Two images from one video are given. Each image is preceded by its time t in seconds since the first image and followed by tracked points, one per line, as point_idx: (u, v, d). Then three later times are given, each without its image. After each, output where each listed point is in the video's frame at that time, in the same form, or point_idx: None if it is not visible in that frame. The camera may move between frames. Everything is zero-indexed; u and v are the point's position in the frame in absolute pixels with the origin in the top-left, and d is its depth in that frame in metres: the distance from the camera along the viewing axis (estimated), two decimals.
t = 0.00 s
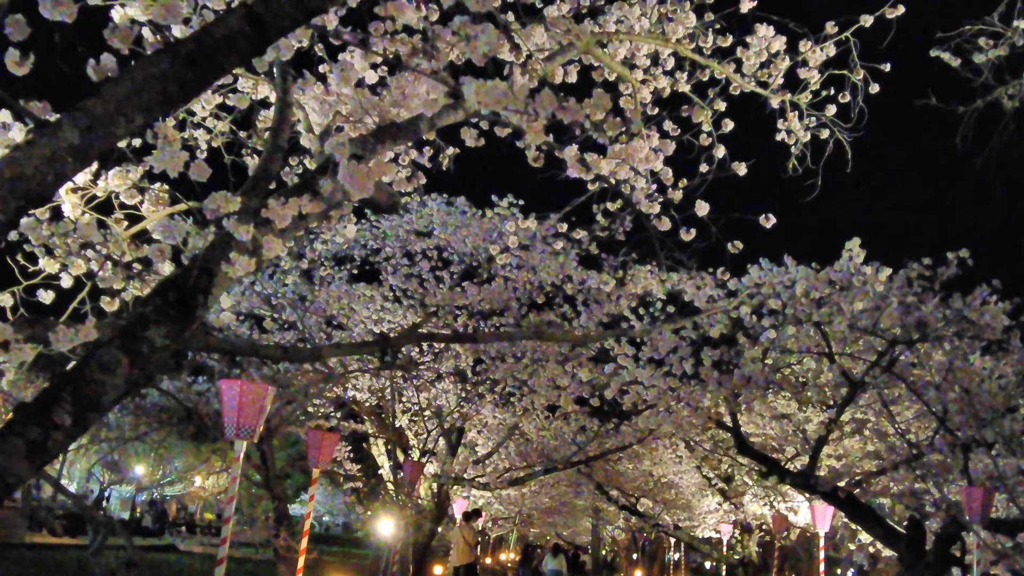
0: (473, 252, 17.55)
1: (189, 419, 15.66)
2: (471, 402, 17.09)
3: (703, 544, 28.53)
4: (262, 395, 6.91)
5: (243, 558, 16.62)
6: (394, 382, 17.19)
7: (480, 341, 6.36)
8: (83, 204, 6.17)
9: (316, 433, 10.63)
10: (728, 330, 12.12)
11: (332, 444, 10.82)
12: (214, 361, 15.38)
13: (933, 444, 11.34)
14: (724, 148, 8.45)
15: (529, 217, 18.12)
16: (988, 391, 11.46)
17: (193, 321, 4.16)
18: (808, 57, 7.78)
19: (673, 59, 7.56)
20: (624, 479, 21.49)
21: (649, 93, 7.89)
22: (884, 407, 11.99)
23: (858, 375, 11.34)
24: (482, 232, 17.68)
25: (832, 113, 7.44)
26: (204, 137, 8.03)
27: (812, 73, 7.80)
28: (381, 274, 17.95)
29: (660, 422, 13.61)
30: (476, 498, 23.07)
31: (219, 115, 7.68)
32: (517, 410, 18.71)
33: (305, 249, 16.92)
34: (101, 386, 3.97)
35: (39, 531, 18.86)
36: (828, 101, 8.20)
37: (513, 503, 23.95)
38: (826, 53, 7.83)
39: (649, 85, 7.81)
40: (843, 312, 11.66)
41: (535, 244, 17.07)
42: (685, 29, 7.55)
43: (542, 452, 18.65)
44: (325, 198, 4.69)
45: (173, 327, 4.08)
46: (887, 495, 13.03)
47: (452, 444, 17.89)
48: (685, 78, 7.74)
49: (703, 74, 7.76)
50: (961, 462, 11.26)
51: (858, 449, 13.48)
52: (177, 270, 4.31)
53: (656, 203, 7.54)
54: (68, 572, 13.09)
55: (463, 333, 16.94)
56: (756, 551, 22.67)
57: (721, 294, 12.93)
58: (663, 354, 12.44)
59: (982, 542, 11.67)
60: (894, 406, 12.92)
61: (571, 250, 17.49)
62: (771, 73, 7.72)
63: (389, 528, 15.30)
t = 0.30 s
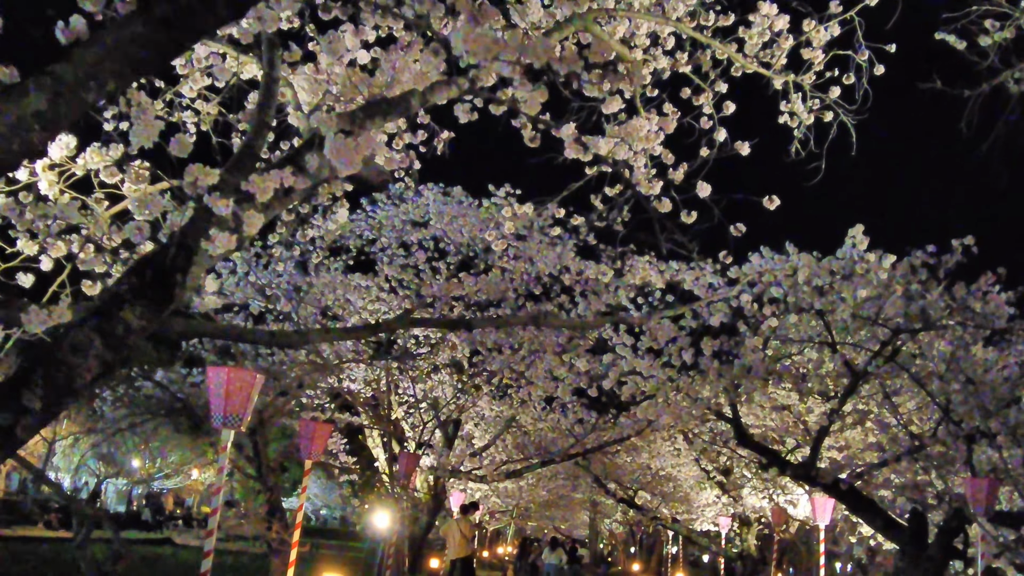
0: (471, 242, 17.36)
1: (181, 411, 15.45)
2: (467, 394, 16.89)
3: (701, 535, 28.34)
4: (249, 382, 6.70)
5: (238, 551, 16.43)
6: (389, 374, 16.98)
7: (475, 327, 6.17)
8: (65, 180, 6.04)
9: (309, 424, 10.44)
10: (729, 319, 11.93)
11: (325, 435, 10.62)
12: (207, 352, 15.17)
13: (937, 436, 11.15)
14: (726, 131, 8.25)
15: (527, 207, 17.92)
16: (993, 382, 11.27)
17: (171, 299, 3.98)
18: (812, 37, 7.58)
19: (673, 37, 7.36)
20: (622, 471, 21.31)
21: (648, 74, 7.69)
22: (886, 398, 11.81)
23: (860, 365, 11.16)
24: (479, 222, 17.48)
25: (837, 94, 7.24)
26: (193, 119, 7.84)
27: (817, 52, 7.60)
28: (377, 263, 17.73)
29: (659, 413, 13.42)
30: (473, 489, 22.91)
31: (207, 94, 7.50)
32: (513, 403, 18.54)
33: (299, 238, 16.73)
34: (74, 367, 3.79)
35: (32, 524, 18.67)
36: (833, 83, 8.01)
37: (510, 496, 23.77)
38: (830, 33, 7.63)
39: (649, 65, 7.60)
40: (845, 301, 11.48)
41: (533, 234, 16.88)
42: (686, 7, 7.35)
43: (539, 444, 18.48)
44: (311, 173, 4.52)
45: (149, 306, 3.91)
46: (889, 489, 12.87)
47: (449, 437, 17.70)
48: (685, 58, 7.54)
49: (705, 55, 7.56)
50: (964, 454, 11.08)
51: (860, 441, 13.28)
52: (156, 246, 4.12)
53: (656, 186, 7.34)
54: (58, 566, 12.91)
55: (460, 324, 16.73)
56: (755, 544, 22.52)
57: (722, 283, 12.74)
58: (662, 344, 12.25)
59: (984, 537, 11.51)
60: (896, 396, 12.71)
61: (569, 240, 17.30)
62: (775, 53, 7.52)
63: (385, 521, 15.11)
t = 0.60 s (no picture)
0: (470, 237, 17.16)
1: (176, 407, 15.26)
2: (466, 390, 16.69)
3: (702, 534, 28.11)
4: (237, 374, 6.49)
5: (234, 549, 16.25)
6: (387, 370, 16.78)
7: (469, 316, 5.98)
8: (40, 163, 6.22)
9: (303, 419, 10.25)
10: (732, 313, 11.73)
11: (319, 430, 10.43)
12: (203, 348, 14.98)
13: (943, 432, 10.94)
14: (728, 118, 8.06)
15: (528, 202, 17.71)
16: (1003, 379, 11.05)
17: (144, 283, 3.83)
18: (818, 20, 7.37)
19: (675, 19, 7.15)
20: (623, 469, 21.10)
21: (650, 58, 7.48)
22: (891, 394, 11.60)
23: (866, 361, 10.95)
24: (478, 216, 17.27)
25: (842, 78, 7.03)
26: (183, 105, 7.64)
27: (823, 36, 7.39)
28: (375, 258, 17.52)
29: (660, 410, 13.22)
30: (472, 487, 22.71)
31: (195, 78, 7.31)
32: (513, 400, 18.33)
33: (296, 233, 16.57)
34: (41, 353, 3.63)
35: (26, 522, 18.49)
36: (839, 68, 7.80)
37: (510, 495, 23.57)
38: (837, 16, 7.42)
39: (650, 48, 7.39)
40: (849, 295, 11.28)
41: (532, 229, 16.68)
42: None
43: (539, 441, 18.27)
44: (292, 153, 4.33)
45: (120, 289, 3.76)
46: (893, 486, 12.66)
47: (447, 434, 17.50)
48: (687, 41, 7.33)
49: (707, 38, 7.35)
50: (971, 451, 10.87)
51: (864, 438, 13.07)
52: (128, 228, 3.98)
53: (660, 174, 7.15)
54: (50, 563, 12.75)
55: (459, 319, 16.53)
56: (757, 543, 22.31)
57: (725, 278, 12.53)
58: (663, 340, 12.07)
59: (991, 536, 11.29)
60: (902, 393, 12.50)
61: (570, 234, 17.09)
62: (780, 36, 7.31)
63: (382, 519, 14.90)
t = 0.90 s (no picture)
0: (471, 233, 16.96)
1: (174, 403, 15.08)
2: (467, 387, 16.49)
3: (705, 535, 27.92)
4: (227, 364, 6.31)
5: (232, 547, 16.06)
6: (387, 367, 16.59)
7: (467, 305, 5.80)
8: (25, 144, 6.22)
9: (299, 414, 10.07)
10: (736, 308, 11.54)
11: (317, 426, 10.25)
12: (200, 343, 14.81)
13: (951, 429, 10.75)
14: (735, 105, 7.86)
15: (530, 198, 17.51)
16: (1014, 375, 10.84)
17: (121, 261, 3.89)
18: (827, 4, 7.18)
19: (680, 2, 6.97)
20: (625, 467, 20.89)
21: (654, 44, 7.29)
22: (899, 391, 11.40)
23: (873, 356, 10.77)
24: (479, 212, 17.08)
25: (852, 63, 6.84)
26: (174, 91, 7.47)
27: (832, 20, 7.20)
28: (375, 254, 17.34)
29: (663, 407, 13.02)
30: (473, 486, 22.51)
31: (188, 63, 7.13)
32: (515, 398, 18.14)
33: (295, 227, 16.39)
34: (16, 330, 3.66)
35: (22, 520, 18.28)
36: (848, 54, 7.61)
37: (512, 494, 23.37)
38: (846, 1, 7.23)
39: (655, 32, 7.20)
40: (856, 290, 11.09)
41: (534, 224, 16.49)
42: None
43: (541, 439, 18.08)
44: (278, 130, 4.19)
45: (95, 267, 3.82)
46: (900, 485, 12.45)
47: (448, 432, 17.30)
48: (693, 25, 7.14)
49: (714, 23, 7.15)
50: (980, 448, 10.68)
51: (872, 436, 12.85)
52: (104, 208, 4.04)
53: (665, 162, 6.97)
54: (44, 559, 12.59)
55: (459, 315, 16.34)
56: (761, 543, 22.10)
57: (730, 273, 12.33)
58: (668, 335, 11.88)
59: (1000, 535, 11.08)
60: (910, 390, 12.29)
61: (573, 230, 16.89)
62: (788, 20, 7.12)
63: (382, 517, 14.71)
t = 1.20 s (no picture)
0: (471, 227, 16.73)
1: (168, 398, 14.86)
2: (466, 383, 16.26)
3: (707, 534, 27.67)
4: (215, 356, 6.09)
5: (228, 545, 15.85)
6: (385, 364, 16.36)
7: (464, 290, 5.57)
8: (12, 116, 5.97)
9: (293, 408, 9.86)
10: (740, 301, 11.32)
11: (311, 420, 10.05)
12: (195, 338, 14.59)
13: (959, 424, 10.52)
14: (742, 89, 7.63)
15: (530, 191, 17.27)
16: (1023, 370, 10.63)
17: (93, 237, 3.86)
18: None
19: None
20: (626, 465, 20.65)
21: (658, 24, 7.06)
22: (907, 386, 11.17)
23: (880, 350, 10.55)
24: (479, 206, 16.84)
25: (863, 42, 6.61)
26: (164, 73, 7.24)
27: None
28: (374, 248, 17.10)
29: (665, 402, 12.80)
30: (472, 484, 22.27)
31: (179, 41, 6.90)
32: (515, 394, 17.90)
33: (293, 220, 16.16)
34: None
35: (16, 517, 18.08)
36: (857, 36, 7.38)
37: (511, 492, 23.13)
38: None
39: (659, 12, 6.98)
40: (863, 283, 10.87)
41: (534, 219, 16.25)
42: None
43: (541, 436, 17.85)
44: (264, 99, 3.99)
45: (67, 243, 3.79)
46: (907, 482, 12.21)
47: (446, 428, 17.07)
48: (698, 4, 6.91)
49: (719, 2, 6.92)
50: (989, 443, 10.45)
51: (878, 432, 12.62)
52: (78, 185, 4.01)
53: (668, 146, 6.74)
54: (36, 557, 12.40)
55: (458, 310, 16.12)
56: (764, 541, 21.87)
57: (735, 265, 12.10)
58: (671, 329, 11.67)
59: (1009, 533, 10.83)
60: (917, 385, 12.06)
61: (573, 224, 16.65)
62: None
63: (379, 515, 14.51)
